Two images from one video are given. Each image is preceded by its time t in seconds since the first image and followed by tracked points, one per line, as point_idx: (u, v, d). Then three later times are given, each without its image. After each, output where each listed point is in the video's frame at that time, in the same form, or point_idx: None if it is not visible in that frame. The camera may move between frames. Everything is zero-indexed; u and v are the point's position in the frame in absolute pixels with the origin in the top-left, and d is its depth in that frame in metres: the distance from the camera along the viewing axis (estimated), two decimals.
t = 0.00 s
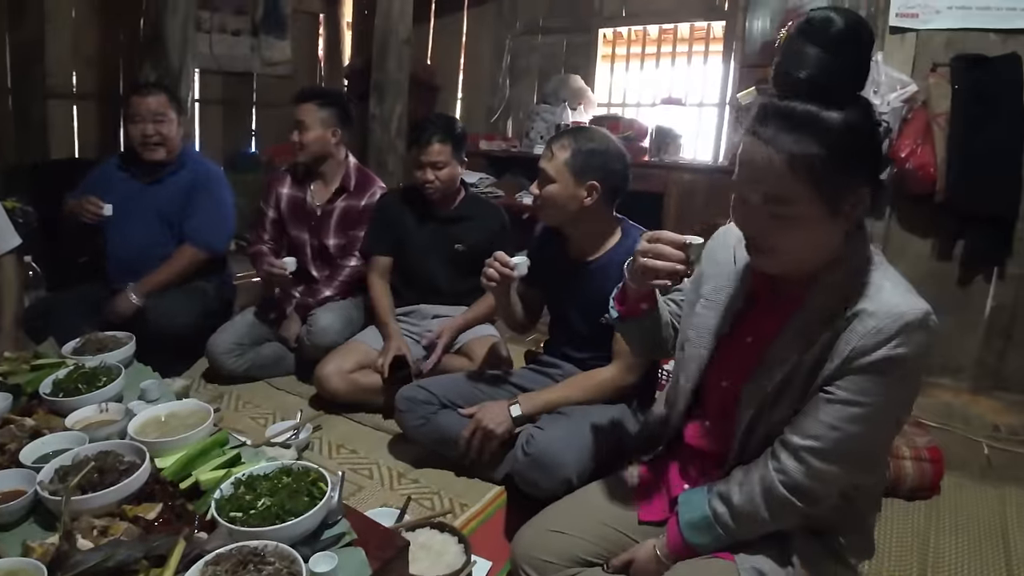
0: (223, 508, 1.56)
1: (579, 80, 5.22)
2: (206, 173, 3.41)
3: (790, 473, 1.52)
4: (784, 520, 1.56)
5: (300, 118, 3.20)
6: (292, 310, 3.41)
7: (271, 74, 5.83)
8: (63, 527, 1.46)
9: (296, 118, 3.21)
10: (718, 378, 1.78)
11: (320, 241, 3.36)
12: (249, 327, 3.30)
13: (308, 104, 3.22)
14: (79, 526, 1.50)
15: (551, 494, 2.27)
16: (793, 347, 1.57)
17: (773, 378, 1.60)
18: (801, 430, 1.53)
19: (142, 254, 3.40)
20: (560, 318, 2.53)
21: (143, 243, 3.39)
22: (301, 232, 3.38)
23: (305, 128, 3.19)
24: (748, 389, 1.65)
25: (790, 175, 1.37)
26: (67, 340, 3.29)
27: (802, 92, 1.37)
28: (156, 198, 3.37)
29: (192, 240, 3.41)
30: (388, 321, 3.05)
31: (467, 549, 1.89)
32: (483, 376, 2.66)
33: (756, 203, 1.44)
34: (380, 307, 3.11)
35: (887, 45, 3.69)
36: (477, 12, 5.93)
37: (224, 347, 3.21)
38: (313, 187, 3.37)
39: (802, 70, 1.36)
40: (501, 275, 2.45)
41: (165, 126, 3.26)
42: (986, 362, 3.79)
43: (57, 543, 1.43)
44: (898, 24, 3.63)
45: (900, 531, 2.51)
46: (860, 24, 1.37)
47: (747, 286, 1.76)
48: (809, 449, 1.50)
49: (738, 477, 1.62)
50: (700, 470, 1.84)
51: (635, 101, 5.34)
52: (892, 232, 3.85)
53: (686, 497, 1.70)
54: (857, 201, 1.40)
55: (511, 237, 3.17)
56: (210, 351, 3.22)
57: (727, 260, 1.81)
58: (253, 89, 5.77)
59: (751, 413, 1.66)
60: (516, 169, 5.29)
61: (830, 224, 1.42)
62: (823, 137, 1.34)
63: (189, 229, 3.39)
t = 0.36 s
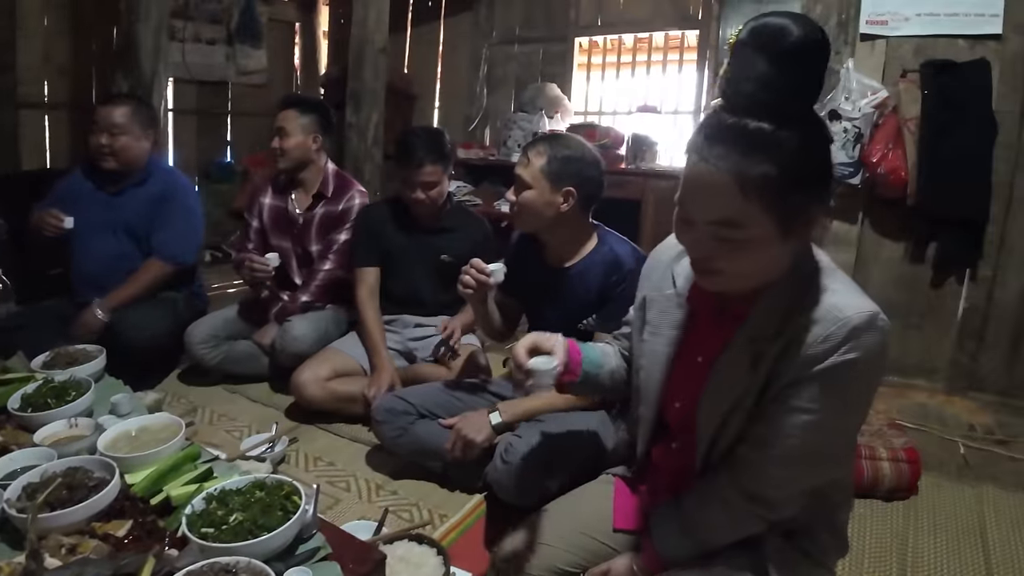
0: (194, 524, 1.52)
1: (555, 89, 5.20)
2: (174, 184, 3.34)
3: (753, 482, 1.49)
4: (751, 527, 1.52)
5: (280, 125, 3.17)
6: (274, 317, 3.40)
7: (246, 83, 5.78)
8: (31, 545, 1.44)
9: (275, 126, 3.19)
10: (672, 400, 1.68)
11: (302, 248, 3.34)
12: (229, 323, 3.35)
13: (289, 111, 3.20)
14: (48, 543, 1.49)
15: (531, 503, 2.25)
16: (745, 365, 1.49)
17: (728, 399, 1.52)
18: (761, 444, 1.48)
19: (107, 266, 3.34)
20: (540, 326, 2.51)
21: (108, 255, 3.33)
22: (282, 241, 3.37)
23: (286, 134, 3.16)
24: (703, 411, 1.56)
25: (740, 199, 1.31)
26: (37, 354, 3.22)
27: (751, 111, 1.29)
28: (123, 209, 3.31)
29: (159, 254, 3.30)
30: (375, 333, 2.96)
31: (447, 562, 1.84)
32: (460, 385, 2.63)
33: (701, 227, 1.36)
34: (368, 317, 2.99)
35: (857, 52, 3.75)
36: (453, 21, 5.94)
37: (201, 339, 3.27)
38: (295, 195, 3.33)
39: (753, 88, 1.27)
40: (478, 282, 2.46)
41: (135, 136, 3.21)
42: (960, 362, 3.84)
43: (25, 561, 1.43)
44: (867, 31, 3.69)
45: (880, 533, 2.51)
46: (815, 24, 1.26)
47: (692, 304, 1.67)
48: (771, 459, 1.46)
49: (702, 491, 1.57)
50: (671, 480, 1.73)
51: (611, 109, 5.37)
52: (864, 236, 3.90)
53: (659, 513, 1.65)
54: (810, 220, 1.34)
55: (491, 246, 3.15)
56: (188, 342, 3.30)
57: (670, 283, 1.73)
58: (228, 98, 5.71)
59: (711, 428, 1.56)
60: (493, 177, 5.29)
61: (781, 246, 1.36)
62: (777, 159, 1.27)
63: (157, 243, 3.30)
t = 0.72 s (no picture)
0: (173, 533, 1.48)
1: (541, 92, 5.16)
2: (159, 189, 3.28)
3: (737, 495, 1.45)
4: (737, 536, 1.49)
5: (259, 130, 3.15)
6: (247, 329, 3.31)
7: (229, 86, 5.71)
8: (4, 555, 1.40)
9: (253, 131, 3.17)
10: (644, 421, 1.65)
11: (277, 253, 3.29)
12: (205, 345, 3.20)
13: (269, 117, 3.18)
14: (21, 554, 1.45)
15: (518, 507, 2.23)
16: (719, 381, 1.46)
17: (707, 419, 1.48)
18: (747, 457, 1.44)
19: (87, 270, 3.27)
20: (527, 329, 2.47)
21: (89, 260, 3.27)
22: (254, 249, 3.31)
23: (264, 140, 3.14)
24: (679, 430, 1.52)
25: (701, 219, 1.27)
26: (15, 360, 3.16)
27: (708, 124, 1.25)
28: (107, 213, 3.25)
29: (138, 260, 3.23)
30: (355, 344, 2.90)
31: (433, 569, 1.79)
32: (445, 388, 2.58)
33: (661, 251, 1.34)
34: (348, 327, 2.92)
35: (842, 54, 3.76)
36: (438, 24, 5.92)
37: (177, 368, 3.13)
38: (268, 203, 3.31)
39: (708, 97, 1.24)
40: (462, 284, 2.43)
41: (119, 140, 3.15)
42: (946, 362, 3.85)
43: None
44: (852, 32, 3.70)
45: (869, 534, 2.50)
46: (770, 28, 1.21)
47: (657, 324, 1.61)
48: (758, 473, 1.43)
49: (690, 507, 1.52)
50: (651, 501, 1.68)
51: (596, 112, 5.37)
52: (849, 237, 3.91)
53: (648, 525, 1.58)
54: (774, 234, 1.32)
55: (478, 248, 3.12)
56: (163, 373, 3.12)
57: (625, 301, 1.66)
58: (211, 101, 5.64)
59: (691, 443, 1.52)
60: (479, 180, 5.26)
61: (745, 263, 1.34)
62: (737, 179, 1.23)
63: (136, 250, 3.22)
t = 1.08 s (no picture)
0: (159, 541, 1.43)
1: (532, 91, 5.12)
2: (146, 186, 3.20)
3: (742, 502, 1.43)
4: (742, 541, 1.47)
5: (234, 131, 3.11)
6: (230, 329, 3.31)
7: (217, 85, 5.64)
8: None
9: (229, 132, 3.13)
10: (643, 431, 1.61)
11: (260, 256, 3.24)
12: (189, 347, 3.14)
13: (243, 117, 3.15)
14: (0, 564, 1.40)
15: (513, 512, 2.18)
16: (724, 390, 1.43)
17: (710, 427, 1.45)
18: (753, 463, 1.41)
19: (72, 269, 3.20)
20: (522, 328, 2.44)
21: (73, 260, 3.20)
22: (239, 251, 3.26)
23: (240, 141, 3.09)
24: (680, 440, 1.49)
25: (711, 203, 1.23)
26: None
27: (722, 104, 1.23)
28: (94, 210, 3.18)
29: (120, 258, 3.15)
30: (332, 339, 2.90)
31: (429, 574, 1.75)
32: (432, 390, 2.54)
33: (664, 242, 1.29)
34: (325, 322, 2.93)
35: (835, 52, 3.75)
36: (429, 23, 5.87)
37: (161, 371, 3.06)
38: (248, 204, 3.26)
39: (724, 75, 1.21)
40: (447, 287, 2.38)
41: (105, 138, 3.09)
42: (939, 360, 3.84)
43: None
44: (845, 31, 3.69)
45: (867, 534, 2.47)
46: (790, 7, 1.20)
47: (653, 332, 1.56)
48: (764, 481, 1.40)
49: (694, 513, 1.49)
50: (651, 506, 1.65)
51: (588, 112, 5.34)
52: (842, 236, 3.90)
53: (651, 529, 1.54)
54: (778, 230, 1.29)
55: (470, 247, 3.07)
56: (148, 377, 3.05)
57: (615, 308, 1.59)
58: (198, 100, 5.57)
59: (694, 455, 1.48)
60: (470, 180, 5.22)
61: (749, 261, 1.30)
62: (752, 161, 1.21)
63: (118, 249, 3.15)
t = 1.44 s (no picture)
0: (139, 546, 1.39)
1: (522, 90, 5.09)
2: (128, 184, 3.16)
3: (729, 500, 1.41)
4: (732, 543, 1.45)
5: (223, 127, 3.07)
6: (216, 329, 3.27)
7: (204, 83, 5.58)
8: None
9: (218, 128, 3.08)
10: (633, 422, 1.58)
11: (249, 254, 3.20)
12: (174, 347, 3.09)
13: (233, 112, 3.10)
14: None
15: (503, 513, 2.15)
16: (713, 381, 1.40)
17: (698, 419, 1.43)
18: (741, 459, 1.39)
19: (55, 269, 3.16)
20: (516, 327, 2.41)
21: (56, 259, 3.16)
22: (226, 250, 3.22)
23: (230, 136, 3.05)
24: (669, 431, 1.46)
25: (703, 176, 1.21)
26: None
27: (722, 82, 1.22)
28: (77, 210, 3.14)
29: (102, 258, 3.10)
30: (317, 343, 2.87)
31: None
32: (422, 391, 2.51)
33: (656, 212, 1.28)
34: (309, 327, 2.92)
35: (825, 51, 3.75)
36: (418, 20, 5.84)
37: (145, 371, 3.01)
38: (236, 202, 3.22)
39: (729, 54, 1.21)
40: (438, 281, 2.34)
41: (89, 136, 3.04)
42: (929, 359, 3.85)
43: None
44: (835, 29, 3.68)
45: (859, 533, 2.46)
46: None
47: (648, 319, 1.55)
48: (751, 476, 1.38)
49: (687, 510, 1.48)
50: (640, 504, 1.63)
51: (578, 110, 5.32)
52: (832, 234, 3.90)
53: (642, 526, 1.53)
54: (771, 214, 1.26)
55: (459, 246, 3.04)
56: (132, 376, 3.01)
57: (614, 297, 1.59)
58: (186, 98, 5.51)
59: (684, 445, 1.46)
60: (460, 179, 5.19)
61: (740, 241, 1.28)
62: (747, 136, 1.19)
63: (99, 248, 3.10)
